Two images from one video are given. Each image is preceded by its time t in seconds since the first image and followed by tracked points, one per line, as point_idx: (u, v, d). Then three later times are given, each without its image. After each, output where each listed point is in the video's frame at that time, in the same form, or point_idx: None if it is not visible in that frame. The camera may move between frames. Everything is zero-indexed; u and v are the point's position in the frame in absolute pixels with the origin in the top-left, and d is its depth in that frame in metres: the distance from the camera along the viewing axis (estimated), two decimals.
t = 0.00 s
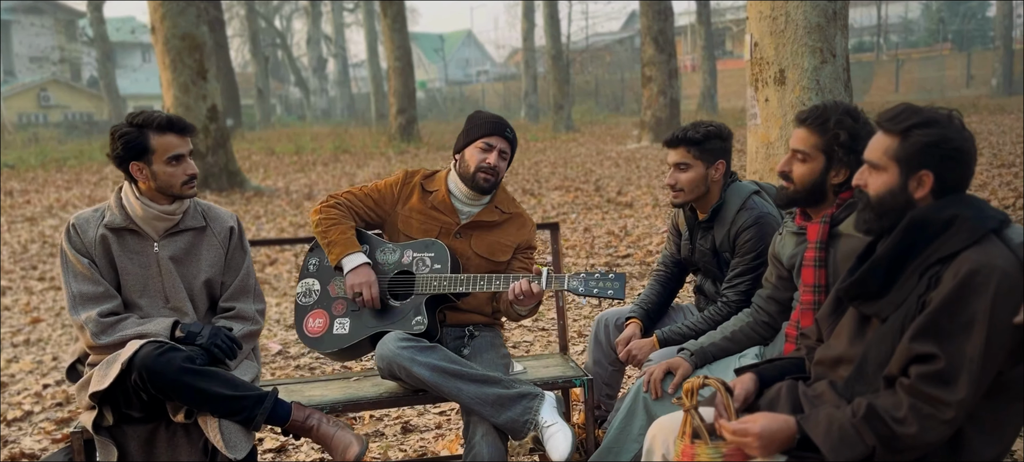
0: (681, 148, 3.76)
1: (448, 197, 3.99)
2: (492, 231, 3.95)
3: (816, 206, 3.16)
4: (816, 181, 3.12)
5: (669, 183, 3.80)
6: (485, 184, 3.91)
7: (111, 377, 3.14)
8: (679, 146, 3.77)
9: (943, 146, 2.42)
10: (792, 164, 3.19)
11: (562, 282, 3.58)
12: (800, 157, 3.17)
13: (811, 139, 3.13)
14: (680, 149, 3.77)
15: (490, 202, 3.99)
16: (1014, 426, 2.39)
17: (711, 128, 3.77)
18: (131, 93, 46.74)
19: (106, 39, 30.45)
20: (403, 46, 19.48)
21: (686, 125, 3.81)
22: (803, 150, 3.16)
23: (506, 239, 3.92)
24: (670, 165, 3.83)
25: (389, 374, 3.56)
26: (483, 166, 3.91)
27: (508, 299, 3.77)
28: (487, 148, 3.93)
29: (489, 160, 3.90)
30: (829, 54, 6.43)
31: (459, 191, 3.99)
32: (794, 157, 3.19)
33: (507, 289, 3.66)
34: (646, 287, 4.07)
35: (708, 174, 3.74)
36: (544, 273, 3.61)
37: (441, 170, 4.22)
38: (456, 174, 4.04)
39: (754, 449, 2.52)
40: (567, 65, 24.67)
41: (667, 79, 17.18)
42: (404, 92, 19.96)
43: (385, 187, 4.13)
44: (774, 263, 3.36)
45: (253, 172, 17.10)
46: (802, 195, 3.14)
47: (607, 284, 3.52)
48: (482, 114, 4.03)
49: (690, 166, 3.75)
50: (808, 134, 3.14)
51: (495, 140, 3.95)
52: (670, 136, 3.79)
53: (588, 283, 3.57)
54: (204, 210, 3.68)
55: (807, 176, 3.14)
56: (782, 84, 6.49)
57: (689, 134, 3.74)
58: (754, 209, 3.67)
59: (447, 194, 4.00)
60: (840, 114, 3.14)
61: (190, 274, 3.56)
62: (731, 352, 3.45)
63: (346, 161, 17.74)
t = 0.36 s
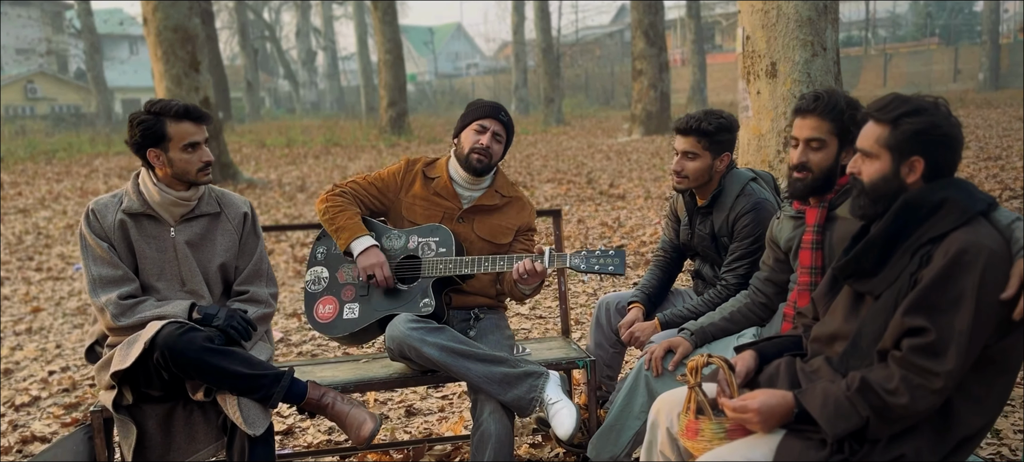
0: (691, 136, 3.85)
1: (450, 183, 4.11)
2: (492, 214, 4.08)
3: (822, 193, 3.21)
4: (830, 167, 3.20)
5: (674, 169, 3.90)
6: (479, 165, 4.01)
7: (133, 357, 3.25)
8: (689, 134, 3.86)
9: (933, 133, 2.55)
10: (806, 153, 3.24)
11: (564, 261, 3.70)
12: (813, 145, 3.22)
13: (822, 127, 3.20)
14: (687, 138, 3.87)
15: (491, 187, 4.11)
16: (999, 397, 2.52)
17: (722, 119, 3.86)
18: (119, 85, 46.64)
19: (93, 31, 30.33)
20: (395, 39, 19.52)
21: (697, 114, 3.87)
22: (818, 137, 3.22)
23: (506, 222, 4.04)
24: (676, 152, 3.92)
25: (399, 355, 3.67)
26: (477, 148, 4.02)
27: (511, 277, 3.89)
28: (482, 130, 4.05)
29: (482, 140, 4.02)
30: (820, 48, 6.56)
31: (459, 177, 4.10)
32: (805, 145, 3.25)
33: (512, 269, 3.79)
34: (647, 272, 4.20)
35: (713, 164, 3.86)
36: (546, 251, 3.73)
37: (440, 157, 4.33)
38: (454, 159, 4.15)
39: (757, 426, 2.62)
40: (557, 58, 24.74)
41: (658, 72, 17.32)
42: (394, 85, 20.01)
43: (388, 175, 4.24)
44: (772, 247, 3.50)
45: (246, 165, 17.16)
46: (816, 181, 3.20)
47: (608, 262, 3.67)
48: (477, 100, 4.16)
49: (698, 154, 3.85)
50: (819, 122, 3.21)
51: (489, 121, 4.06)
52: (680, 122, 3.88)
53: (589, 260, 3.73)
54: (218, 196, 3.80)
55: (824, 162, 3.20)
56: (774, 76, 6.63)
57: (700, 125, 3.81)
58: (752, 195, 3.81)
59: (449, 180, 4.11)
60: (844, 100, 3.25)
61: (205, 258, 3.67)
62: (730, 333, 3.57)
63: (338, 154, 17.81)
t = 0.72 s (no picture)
0: (672, 127, 3.95)
1: (433, 173, 4.17)
2: (479, 202, 4.14)
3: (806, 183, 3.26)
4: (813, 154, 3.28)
5: (659, 161, 3.99)
6: (458, 153, 4.08)
7: (134, 342, 3.31)
8: (670, 125, 3.96)
9: (917, 124, 2.63)
10: (792, 148, 3.28)
11: (549, 243, 3.78)
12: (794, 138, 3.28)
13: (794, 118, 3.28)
14: (671, 128, 3.96)
15: (476, 175, 4.17)
16: (979, 379, 2.59)
17: (700, 108, 3.96)
18: (105, 75, 46.40)
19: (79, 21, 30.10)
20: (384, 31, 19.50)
21: (676, 106, 3.99)
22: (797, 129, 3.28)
23: (492, 209, 4.11)
24: (660, 144, 4.02)
25: (394, 344, 3.73)
26: (455, 136, 4.08)
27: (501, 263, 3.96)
28: (458, 119, 4.11)
29: (460, 128, 4.07)
30: (808, 41, 6.65)
31: (443, 168, 4.18)
32: (788, 139, 3.29)
33: (499, 254, 3.84)
34: (639, 261, 4.28)
35: (696, 152, 3.95)
36: (532, 235, 3.78)
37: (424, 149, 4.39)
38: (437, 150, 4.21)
39: (745, 405, 2.72)
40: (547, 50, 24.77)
41: (647, 65, 17.39)
42: (383, 77, 20.02)
43: (373, 170, 4.29)
44: (761, 237, 3.55)
45: (235, 156, 17.15)
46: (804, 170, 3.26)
47: (593, 239, 3.76)
48: (454, 90, 4.21)
49: (680, 144, 3.94)
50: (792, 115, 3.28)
51: (465, 110, 4.11)
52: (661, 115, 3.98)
53: (572, 241, 3.78)
54: (216, 184, 3.86)
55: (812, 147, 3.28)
56: (762, 69, 6.71)
57: (678, 114, 3.92)
58: (741, 185, 3.90)
59: (432, 171, 4.18)
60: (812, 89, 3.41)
61: (204, 245, 3.73)
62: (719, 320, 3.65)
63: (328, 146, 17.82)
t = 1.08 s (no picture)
0: (655, 115, 4.02)
1: (431, 163, 4.20)
2: (476, 191, 4.18)
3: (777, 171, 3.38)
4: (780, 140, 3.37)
5: (646, 149, 4.07)
6: (466, 153, 4.09)
7: (132, 327, 3.35)
8: (654, 114, 4.03)
9: (906, 109, 2.69)
10: (756, 137, 3.40)
11: (543, 235, 3.83)
12: (761, 127, 3.39)
13: (761, 108, 3.39)
14: (654, 117, 4.03)
15: (473, 165, 4.20)
16: (962, 360, 2.65)
17: (682, 95, 4.01)
18: (92, 65, 46.07)
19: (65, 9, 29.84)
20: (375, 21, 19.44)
21: (658, 95, 4.04)
22: (762, 119, 3.39)
23: (488, 198, 4.15)
24: (646, 132, 4.09)
25: (388, 329, 3.78)
26: (464, 137, 4.08)
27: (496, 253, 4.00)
28: (467, 120, 4.08)
29: (469, 131, 4.06)
30: (797, 32, 6.71)
31: (441, 158, 4.18)
32: (753, 130, 3.41)
33: (495, 244, 3.87)
34: (631, 248, 4.34)
35: (681, 137, 4.00)
36: (527, 227, 3.84)
37: (423, 136, 4.41)
38: (438, 142, 4.20)
39: (735, 389, 2.77)
40: (537, 41, 24.75)
41: (638, 56, 17.43)
42: (374, 67, 19.99)
43: (371, 155, 4.32)
44: (749, 224, 3.60)
45: (225, 146, 17.12)
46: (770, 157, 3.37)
47: (587, 233, 3.79)
48: (462, 83, 4.11)
49: (664, 131, 4.01)
50: (759, 106, 3.39)
51: (475, 111, 4.08)
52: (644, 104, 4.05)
53: (567, 234, 3.84)
54: (212, 172, 3.90)
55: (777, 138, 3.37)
56: (752, 60, 6.77)
57: (662, 101, 3.98)
58: (729, 173, 3.95)
59: (431, 160, 4.20)
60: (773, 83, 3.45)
61: (200, 232, 3.77)
62: (709, 305, 3.70)
63: (318, 136, 17.79)
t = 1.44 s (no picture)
0: (649, 111, 4.02)
1: (438, 152, 4.18)
2: (479, 182, 4.18)
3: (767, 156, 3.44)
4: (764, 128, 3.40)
5: (642, 142, 4.07)
6: (476, 153, 4.09)
7: (126, 313, 3.35)
8: (647, 109, 4.04)
9: (900, 97, 2.71)
10: (739, 122, 3.48)
11: (547, 229, 3.83)
12: (745, 113, 3.46)
13: (751, 95, 3.44)
14: (648, 112, 4.03)
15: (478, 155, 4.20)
16: (952, 347, 2.67)
17: (676, 88, 4.02)
18: (83, 55, 45.77)
19: None
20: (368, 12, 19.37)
21: (653, 87, 4.04)
22: (746, 106, 3.46)
23: (492, 190, 4.15)
24: (642, 125, 4.09)
25: (386, 315, 3.79)
26: (478, 138, 4.06)
27: (495, 243, 4.01)
28: (483, 122, 4.05)
29: (484, 135, 4.05)
30: (791, 24, 6.72)
31: (449, 149, 4.15)
32: (739, 115, 3.49)
33: (495, 235, 3.91)
34: (624, 238, 4.35)
35: (677, 131, 4.01)
36: (530, 219, 3.84)
37: (431, 122, 4.39)
38: (447, 133, 4.18)
39: (727, 370, 2.80)
40: (531, 33, 24.70)
41: (631, 48, 17.42)
42: (367, 58, 19.94)
43: (377, 139, 4.32)
44: (743, 213, 3.62)
45: (217, 137, 17.07)
46: (750, 147, 3.43)
47: (590, 228, 3.81)
48: (482, 81, 4.03)
49: (660, 125, 4.01)
50: (749, 93, 3.44)
51: (492, 113, 4.05)
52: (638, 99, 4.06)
53: (570, 229, 3.85)
54: (207, 159, 3.90)
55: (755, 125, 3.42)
56: (746, 51, 6.77)
57: (656, 95, 3.99)
58: (722, 164, 3.97)
59: (437, 149, 4.18)
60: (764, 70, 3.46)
61: (195, 220, 3.78)
62: (703, 293, 3.72)
63: (311, 128, 17.75)
